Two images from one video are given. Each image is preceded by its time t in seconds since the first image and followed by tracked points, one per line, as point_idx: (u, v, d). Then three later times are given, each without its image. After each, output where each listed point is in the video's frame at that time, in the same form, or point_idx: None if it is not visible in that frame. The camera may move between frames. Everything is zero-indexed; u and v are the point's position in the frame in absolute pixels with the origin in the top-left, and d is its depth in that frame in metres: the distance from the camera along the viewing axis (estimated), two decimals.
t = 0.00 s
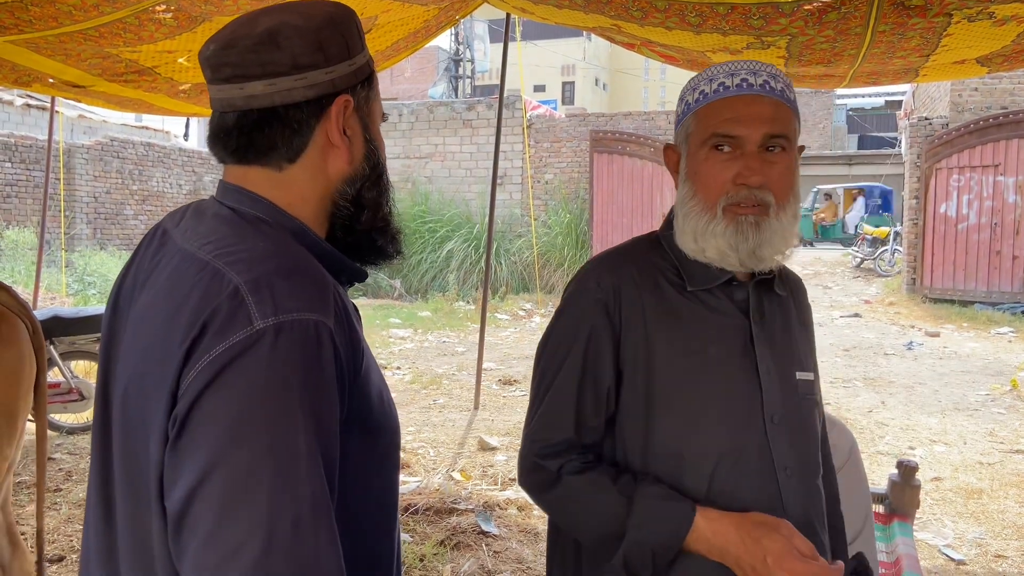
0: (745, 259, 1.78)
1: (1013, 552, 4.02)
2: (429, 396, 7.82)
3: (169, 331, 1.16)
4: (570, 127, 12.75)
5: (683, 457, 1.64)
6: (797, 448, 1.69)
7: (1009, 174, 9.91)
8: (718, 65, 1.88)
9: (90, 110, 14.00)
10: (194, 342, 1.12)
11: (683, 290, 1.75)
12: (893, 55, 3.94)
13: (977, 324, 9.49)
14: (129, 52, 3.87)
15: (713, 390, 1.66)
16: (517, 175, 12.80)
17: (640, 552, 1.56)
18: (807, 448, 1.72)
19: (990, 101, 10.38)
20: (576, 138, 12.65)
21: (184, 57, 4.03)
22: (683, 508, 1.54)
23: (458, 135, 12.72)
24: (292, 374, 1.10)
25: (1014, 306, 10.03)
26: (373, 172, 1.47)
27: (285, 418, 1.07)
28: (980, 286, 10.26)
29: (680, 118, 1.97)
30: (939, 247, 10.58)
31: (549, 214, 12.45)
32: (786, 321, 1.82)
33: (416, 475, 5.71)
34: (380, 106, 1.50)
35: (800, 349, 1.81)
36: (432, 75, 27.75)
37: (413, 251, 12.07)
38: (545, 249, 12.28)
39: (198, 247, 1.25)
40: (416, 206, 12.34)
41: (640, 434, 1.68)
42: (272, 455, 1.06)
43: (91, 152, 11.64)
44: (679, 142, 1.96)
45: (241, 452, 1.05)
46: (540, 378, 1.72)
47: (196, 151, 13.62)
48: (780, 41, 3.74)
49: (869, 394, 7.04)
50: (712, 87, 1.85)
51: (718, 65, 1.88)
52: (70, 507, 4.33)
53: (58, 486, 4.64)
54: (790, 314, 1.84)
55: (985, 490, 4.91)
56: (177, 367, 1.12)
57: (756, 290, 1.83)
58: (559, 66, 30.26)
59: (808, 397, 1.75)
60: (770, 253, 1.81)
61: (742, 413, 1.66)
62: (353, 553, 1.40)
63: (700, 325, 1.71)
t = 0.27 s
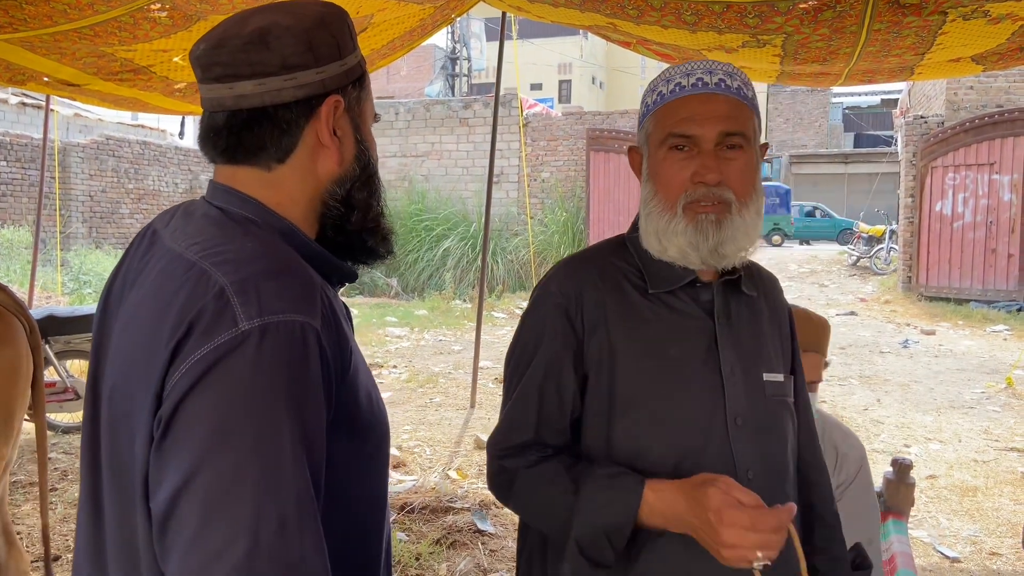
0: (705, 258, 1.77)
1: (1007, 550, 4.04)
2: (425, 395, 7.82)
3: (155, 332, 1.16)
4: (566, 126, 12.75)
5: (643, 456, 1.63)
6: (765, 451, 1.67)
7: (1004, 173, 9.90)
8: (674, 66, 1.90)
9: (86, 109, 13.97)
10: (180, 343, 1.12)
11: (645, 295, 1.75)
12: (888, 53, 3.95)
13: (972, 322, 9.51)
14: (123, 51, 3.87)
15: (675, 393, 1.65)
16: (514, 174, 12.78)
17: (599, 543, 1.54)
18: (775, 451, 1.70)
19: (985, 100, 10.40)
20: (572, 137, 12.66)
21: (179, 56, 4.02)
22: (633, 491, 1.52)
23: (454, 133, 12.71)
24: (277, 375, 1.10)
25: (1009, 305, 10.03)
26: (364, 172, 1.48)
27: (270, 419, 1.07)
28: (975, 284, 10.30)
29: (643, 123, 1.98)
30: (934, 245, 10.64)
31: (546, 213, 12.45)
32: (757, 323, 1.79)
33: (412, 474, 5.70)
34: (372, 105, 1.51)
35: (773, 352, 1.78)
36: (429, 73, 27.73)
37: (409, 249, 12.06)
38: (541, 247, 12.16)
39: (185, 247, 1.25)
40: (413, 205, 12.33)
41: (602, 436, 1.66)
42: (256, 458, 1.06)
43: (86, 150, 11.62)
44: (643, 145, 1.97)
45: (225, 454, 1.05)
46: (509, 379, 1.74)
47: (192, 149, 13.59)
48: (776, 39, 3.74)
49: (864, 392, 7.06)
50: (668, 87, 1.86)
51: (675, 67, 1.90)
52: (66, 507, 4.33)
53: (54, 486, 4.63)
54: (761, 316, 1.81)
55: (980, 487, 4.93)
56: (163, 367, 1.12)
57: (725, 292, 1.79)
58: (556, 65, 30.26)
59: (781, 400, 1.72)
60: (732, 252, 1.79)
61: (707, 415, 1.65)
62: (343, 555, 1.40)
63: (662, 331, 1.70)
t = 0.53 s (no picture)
0: (680, 258, 1.76)
1: (998, 549, 4.06)
2: (419, 396, 7.81)
3: (133, 336, 1.17)
4: (560, 127, 12.76)
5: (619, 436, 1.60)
6: (748, 452, 1.63)
7: (995, 173, 9.92)
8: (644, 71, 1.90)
9: (78, 109, 13.92)
10: (157, 346, 1.13)
11: (624, 295, 1.73)
12: (878, 54, 3.96)
13: (963, 322, 9.54)
14: (114, 51, 3.85)
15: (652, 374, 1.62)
16: (508, 174, 12.77)
17: (537, 464, 1.40)
18: (760, 452, 1.65)
19: (977, 100, 10.44)
20: (566, 138, 12.67)
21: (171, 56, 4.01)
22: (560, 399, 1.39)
23: (448, 134, 12.70)
24: (255, 380, 1.12)
25: (1001, 305, 9.96)
26: (348, 176, 1.50)
27: (248, 425, 1.09)
28: (967, 284, 10.30)
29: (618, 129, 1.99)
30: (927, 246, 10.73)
31: (540, 213, 12.45)
32: (742, 324, 1.75)
33: (405, 475, 5.70)
34: (357, 110, 1.53)
35: (762, 351, 1.74)
36: (423, 74, 27.72)
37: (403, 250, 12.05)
38: (535, 248, 12.15)
39: (165, 250, 1.25)
40: (407, 205, 12.33)
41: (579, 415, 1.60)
42: (235, 462, 1.08)
43: (79, 151, 11.58)
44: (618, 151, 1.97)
45: (204, 459, 1.07)
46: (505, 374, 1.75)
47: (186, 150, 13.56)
48: (767, 41, 3.76)
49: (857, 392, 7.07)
50: (637, 93, 1.87)
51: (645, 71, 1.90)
52: (58, 509, 4.32)
53: (46, 488, 4.62)
54: (750, 315, 1.78)
55: (971, 487, 4.95)
56: (140, 371, 1.13)
57: (708, 290, 1.78)
58: (550, 66, 30.28)
59: (767, 400, 1.69)
60: (708, 250, 1.77)
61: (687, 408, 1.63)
62: (325, 559, 1.42)
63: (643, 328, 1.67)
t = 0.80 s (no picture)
0: (688, 259, 1.75)
1: (987, 549, 4.08)
2: (410, 398, 7.80)
3: (111, 339, 1.17)
4: (552, 129, 12.76)
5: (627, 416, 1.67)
6: (749, 447, 1.66)
7: (984, 174, 9.95)
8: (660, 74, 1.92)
9: (68, 111, 13.85)
10: (134, 350, 1.13)
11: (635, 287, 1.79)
12: (866, 56, 3.98)
13: (953, 323, 9.59)
14: (103, 52, 3.84)
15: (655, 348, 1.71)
16: (500, 176, 12.79)
17: (499, 328, 1.49)
18: (759, 446, 1.67)
19: (966, 103, 10.49)
20: (558, 140, 12.67)
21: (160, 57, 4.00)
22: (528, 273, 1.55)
23: (440, 136, 12.70)
24: (233, 382, 1.12)
25: (990, 305, 10.05)
26: (331, 179, 1.53)
27: (227, 428, 1.09)
28: (957, 285, 10.37)
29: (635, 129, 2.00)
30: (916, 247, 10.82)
31: (531, 215, 12.45)
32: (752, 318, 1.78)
33: (396, 478, 5.69)
34: (338, 111, 1.56)
35: (773, 348, 1.75)
36: (415, 76, 27.68)
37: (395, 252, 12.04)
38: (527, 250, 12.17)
39: (144, 251, 1.26)
40: (399, 207, 12.32)
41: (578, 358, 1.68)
42: (214, 464, 1.08)
43: (68, 153, 11.53)
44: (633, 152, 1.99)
45: (182, 462, 1.06)
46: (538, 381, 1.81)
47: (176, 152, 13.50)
48: (756, 43, 3.77)
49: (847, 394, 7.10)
50: (650, 96, 1.89)
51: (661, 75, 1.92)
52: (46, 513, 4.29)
53: (34, 492, 4.59)
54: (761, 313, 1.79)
55: (960, 487, 4.97)
56: (118, 373, 1.14)
57: (720, 289, 1.80)
58: (542, 68, 30.30)
59: (773, 398, 1.70)
60: (716, 251, 1.76)
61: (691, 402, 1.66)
62: (307, 561, 1.42)
63: (648, 320, 1.74)
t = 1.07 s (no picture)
0: (706, 271, 1.75)
1: (976, 550, 4.11)
2: (402, 401, 7.79)
3: (98, 341, 1.17)
4: (544, 131, 12.77)
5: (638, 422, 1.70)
6: (749, 452, 1.67)
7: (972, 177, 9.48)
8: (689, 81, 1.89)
9: (56, 113, 13.77)
10: (121, 352, 1.13)
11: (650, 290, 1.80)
12: (855, 60, 4.01)
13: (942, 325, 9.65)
14: (91, 54, 3.82)
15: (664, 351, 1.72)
16: (491, 179, 12.79)
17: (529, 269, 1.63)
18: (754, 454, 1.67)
19: (954, 106, 10.55)
20: (549, 142, 12.68)
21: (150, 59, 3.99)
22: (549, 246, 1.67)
23: (431, 138, 12.69)
24: (220, 385, 1.12)
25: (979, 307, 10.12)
26: (320, 181, 1.53)
27: (215, 430, 1.10)
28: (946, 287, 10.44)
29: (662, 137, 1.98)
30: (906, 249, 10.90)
31: (523, 218, 12.46)
32: (770, 323, 1.76)
33: (387, 481, 5.67)
34: (327, 113, 1.56)
35: (788, 355, 1.72)
36: (406, 79, 27.65)
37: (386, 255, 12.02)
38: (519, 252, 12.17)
39: (132, 254, 1.26)
40: (390, 210, 12.31)
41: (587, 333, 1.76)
42: (202, 467, 1.08)
43: (57, 156, 11.47)
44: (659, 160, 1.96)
45: (169, 465, 1.07)
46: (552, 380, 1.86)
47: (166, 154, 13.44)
48: (746, 47, 3.79)
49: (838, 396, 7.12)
50: (679, 104, 1.86)
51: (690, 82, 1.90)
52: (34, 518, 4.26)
53: (22, 496, 4.56)
54: (779, 319, 1.76)
55: (950, 488, 5.00)
56: (104, 376, 1.13)
57: (738, 296, 1.78)
58: (533, 71, 30.31)
59: (780, 406, 1.69)
60: (736, 265, 1.74)
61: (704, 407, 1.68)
62: (296, 562, 1.42)
63: (661, 324, 1.76)
